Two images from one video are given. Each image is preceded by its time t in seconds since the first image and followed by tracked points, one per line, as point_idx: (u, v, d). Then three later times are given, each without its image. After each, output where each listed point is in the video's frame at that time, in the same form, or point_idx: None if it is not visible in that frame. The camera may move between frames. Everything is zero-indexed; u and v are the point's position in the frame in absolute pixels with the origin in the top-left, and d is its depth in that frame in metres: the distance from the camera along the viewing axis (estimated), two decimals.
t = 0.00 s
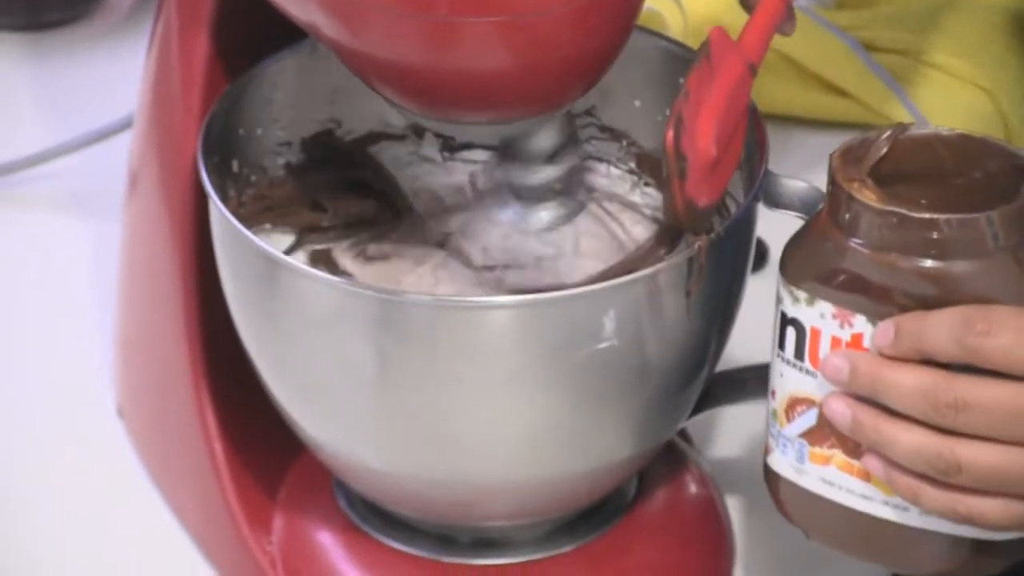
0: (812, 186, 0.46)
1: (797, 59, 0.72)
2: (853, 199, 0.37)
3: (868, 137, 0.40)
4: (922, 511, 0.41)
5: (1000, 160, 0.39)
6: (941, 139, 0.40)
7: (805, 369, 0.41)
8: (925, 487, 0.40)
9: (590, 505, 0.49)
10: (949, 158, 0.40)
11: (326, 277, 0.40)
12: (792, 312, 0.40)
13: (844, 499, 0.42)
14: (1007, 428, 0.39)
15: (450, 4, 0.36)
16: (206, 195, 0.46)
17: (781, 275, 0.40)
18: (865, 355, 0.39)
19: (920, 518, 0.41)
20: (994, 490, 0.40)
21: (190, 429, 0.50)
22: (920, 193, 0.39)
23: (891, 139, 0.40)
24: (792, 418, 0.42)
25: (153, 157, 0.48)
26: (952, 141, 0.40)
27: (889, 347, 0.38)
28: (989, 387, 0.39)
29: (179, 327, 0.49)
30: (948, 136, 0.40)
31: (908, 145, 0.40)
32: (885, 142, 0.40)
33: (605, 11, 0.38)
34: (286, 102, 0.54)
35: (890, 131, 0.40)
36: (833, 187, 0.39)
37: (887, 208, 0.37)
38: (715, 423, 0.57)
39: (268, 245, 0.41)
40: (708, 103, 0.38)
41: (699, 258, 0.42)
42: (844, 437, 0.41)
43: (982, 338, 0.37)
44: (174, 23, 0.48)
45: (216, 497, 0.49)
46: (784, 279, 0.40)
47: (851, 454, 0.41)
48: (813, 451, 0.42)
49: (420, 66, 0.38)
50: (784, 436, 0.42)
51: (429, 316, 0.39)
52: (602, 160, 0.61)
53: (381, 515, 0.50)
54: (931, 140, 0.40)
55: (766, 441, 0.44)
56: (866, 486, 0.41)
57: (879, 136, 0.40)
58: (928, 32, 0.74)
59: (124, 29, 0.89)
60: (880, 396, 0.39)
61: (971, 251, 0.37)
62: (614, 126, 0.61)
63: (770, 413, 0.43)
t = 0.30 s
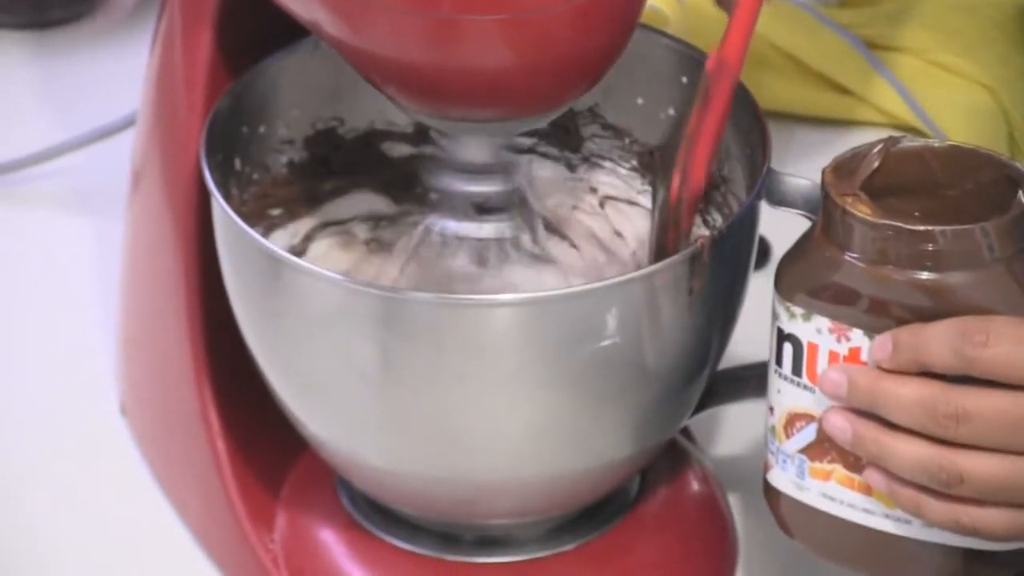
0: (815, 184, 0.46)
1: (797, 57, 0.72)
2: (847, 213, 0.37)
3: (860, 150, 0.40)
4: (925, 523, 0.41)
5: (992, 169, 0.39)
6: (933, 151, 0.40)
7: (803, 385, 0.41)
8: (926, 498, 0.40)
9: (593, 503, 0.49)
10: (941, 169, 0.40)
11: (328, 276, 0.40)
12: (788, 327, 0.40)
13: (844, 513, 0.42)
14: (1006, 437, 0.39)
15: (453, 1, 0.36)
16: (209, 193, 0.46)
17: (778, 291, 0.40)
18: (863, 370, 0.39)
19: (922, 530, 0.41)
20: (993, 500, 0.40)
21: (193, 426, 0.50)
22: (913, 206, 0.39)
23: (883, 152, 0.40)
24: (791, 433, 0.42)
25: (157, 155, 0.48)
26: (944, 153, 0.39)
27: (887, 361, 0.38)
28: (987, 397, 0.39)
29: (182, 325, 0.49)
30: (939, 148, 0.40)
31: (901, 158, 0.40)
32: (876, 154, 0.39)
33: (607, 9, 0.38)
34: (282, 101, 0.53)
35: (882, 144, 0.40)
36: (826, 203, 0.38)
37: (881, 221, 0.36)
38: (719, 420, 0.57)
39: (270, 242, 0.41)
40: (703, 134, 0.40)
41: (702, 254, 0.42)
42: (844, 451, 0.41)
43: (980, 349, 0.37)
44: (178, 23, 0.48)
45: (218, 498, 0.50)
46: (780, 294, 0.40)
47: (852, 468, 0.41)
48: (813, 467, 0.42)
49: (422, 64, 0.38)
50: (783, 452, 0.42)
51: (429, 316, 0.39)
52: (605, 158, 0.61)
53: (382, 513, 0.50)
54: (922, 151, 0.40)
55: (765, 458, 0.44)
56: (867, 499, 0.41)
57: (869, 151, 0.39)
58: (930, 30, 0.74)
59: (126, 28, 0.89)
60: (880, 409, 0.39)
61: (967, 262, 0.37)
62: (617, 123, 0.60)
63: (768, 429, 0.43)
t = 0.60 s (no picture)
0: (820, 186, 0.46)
1: (801, 59, 0.72)
2: (847, 230, 0.37)
3: (859, 164, 0.40)
4: (930, 536, 0.41)
5: (992, 183, 0.39)
6: (932, 164, 0.40)
7: (806, 400, 0.41)
8: (932, 512, 0.40)
9: (597, 506, 0.49)
10: (941, 182, 0.40)
11: (333, 278, 0.40)
12: (790, 343, 0.40)
13: (850, 528, 0.42)
14: (1010, 450, 0.39)
15: (457, 4, 0.36)
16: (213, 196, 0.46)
17: (779, 306, 0.40)
18: (865, 385, 0.39)
19: (929, 543, 0.41)
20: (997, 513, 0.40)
21: (198, 428, 0.50)
22: (913, 218, 0.40)
23: (882, 166, 0.39)
24: (794, 448, 0.42)
25: (161, 159, 0.48)
26: (943, 166, 0.39)
27: (889, 376, 0.38)
28: (990, 411, 0.39)
29: (186, 328, 0.49)
30: (938, 161, 0.39)
31: (902, 172, 0.40)
32: (875, 168, 0.39)
33: (613, 10, 0.38)
34: (288, 101, 0.53)
35: (881, 159, 0.40)
36: (826, 219, 0.38)
37: (883, 236, 0.36)
38: (724, 423, 0.57)
39: (275, 246, 0.41)
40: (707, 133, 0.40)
41: (708, 258, 0.42)
42: (848, 466, 0.41)
43: (982, 364, 0.37)
44: (181, 26, 0.48)
45: (223, 502, 0.49)
46: (782, 310, 0.40)
47: (856, 483, 0.41)
48: (817, 481, 0.42)
49: (427, 67, 0.38)
50: (787, 467, 0.42)
51: (433, 320, 0.39)
52: (609, 161, 0.61)
53: (387, 516, 0.50)
54: (921, 165, 0.40)
55: (769, 474, 0.44)
56: (872, 513, 0.41)
57: (868, 165, 0.39)
58: (934, 32, 0.74)
59: (129, 30, 0.89)
60: (884, 425, 0.39)
61: (968, 276, 0.37)
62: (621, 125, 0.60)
63: (772, 444, 0.43)
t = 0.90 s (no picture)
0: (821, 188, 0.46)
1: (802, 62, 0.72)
2: (839, 239, 0.37)
3: (851, 172, 0.40)
4: (925, 543, 0.41)
5: (984, 190, 0.39)
6: (924, 172, 0.40)
7: (800, 409, 0.41)
8: (927, 520, 0.40)
9: (598, 510, 0.49)
10: (932, 190, 0.40)
11: (334, 280, 0.40)
12: (784, 351, 0.40)
13: (845, 534, 0.42)
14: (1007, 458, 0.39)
15: (457, 6, 0.36)
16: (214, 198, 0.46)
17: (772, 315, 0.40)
18: (859, 394, 0.39)
19: (922, 549, 0.41)
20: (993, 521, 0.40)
21: (199, 431, 0.50)
22: (905, 224, 0.40)
23: (873, 174, 0.40)
24: (789, 456, 0.42)
25: (162, 161, 0.48)
26: (934, 174, 0.40)
27: (883, 384, 0.38)
28: (984, 418, 0.39)
29: (187, 330, 0.49)
30: (930, 169, 0.40)
31: (892, 179, 0.40)
32: (866, 177, 0.39)
33: (613, 13, 0.38)
34: (289, 104, 0.53)
35: (872, 167, 0.40)
36: (817, 228, 0.38)
37: (874, 246, 0.36)
38: (725, 426, 0.57)
39: (276, 248, 0.41)
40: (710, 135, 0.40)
41: (709, 260, 0.42)
42: (843, 474, 0.41)
43: (976, 372, 0.37)
44: (182, 28, 0.48)
45: (223, 504, 0.49)
46: (775, 320, 0.40)
47: (851, 490, 0.41)
48: (812, 488, 0.42)
49: (427, 69, 0.38)
50: (782, 475, 0.42)
51: (434, 322, 0.39)
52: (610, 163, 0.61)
53: (388, 519, 0.50)
54: (913, 172, 0.40)
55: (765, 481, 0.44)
56: (866, 520, 0.41)
57: (860, 173, 0.39)
58: (934, 33, 0.74)
59: (130, 32, 0.89)
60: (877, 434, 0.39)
61: (960, 283, 0.37)
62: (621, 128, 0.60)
63: (768, 452, 0.43)
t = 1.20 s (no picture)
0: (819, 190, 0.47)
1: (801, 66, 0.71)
2: (827, 238, 0.37)
3: (840, 170, 0.40)
4: (915, 541, 0.41)
5: (974, 186, 0.39)
6: (913, 169, 0.40)
7: (790, 406, 0.41)
8: (916, 518, 0.40)
9: (596, 512, 0.49)
10: (922, 187, 0.40)
11: (330, 284, 0.40)
12: (773, 349, 0.40)
13: (835, 531, 0.42)
14: (997, 456, 0.39)
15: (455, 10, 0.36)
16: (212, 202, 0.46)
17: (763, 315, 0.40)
18: (848, 391, 0.39)
19: (912, 547, 0.41)
20: (983, 518, 0.40)
21: (196, 434, 0.50)
22: (896, 224, 0.40)
23: (863, 171, 0.40)
24: (779, 454, 0.42)
25: (160, 163, 0.48)
26: (923, 171, 0.39)
27: (871, 382, 0.38)
28: (972, 416, 0.39)
29: (185, 333, 0.49)
30: (919, 166, 0.40)
31: (880, 177, 0.40)
32: (856, 174, 0.39)
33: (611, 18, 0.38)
34: (285, 108, 0.53)
35: (862, 165, 0.40)
36: (806, 227, 0.38)
37: (862, 244, 0.36)
38: (723, 429, 0.57)
39: (274, 252, 0.41)
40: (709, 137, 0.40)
41: (707, 264, 0.42)
42: (832, 471, 0.41)
43: (963, 370, 0.37)
44: (180, 31, 0.48)
45: (221, 507, 0.49)
46: (765, 316, 0.40)
47: (841, 488, 0.41)
48: (802, 486, 0.42)
49: (425, 73, 0.38)
50: (772, 472, 0.42)
51: (432, 326, 0.39)
52: (607, 166, 0.62)
53: (385, 522, 0.50)
54: (903, 169, 0.40)
55: (755, 478, 0.44)
56: (857, 517, 0.41)
57: (850, 170, 0.39)
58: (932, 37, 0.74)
59: (130, 34, 0.89)
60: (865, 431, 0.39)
61: (948, 281, 0.36)
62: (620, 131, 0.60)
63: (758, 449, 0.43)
